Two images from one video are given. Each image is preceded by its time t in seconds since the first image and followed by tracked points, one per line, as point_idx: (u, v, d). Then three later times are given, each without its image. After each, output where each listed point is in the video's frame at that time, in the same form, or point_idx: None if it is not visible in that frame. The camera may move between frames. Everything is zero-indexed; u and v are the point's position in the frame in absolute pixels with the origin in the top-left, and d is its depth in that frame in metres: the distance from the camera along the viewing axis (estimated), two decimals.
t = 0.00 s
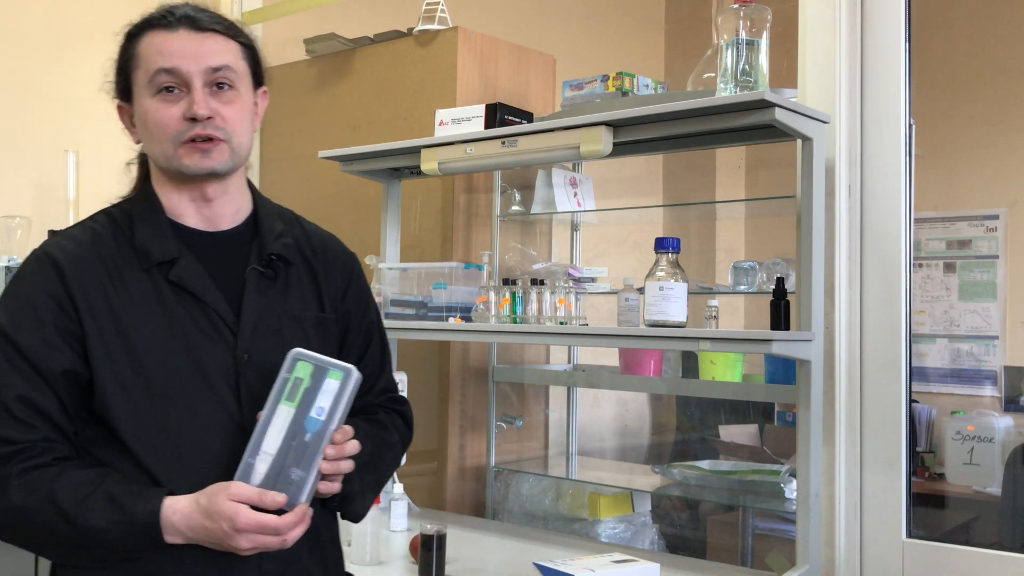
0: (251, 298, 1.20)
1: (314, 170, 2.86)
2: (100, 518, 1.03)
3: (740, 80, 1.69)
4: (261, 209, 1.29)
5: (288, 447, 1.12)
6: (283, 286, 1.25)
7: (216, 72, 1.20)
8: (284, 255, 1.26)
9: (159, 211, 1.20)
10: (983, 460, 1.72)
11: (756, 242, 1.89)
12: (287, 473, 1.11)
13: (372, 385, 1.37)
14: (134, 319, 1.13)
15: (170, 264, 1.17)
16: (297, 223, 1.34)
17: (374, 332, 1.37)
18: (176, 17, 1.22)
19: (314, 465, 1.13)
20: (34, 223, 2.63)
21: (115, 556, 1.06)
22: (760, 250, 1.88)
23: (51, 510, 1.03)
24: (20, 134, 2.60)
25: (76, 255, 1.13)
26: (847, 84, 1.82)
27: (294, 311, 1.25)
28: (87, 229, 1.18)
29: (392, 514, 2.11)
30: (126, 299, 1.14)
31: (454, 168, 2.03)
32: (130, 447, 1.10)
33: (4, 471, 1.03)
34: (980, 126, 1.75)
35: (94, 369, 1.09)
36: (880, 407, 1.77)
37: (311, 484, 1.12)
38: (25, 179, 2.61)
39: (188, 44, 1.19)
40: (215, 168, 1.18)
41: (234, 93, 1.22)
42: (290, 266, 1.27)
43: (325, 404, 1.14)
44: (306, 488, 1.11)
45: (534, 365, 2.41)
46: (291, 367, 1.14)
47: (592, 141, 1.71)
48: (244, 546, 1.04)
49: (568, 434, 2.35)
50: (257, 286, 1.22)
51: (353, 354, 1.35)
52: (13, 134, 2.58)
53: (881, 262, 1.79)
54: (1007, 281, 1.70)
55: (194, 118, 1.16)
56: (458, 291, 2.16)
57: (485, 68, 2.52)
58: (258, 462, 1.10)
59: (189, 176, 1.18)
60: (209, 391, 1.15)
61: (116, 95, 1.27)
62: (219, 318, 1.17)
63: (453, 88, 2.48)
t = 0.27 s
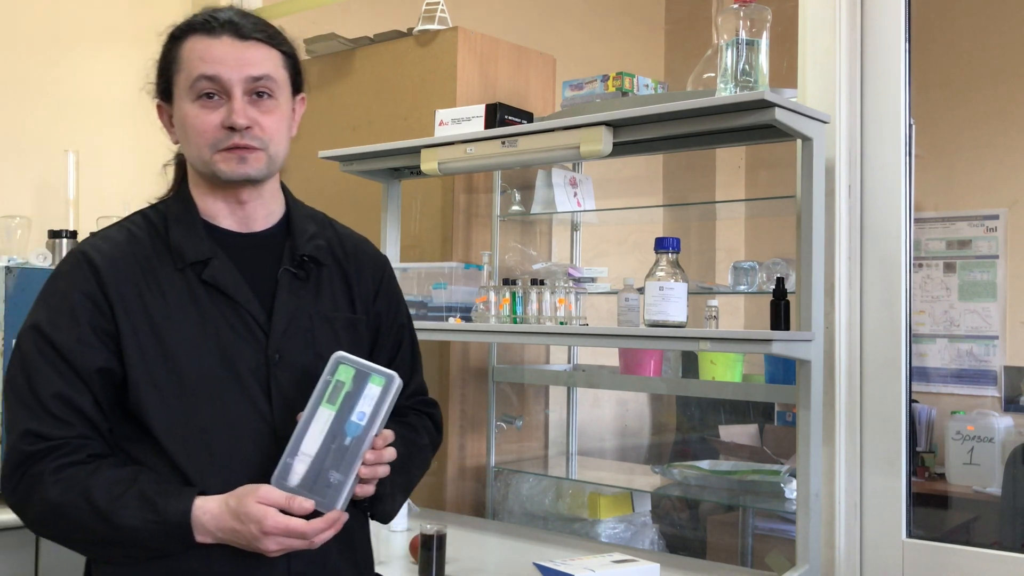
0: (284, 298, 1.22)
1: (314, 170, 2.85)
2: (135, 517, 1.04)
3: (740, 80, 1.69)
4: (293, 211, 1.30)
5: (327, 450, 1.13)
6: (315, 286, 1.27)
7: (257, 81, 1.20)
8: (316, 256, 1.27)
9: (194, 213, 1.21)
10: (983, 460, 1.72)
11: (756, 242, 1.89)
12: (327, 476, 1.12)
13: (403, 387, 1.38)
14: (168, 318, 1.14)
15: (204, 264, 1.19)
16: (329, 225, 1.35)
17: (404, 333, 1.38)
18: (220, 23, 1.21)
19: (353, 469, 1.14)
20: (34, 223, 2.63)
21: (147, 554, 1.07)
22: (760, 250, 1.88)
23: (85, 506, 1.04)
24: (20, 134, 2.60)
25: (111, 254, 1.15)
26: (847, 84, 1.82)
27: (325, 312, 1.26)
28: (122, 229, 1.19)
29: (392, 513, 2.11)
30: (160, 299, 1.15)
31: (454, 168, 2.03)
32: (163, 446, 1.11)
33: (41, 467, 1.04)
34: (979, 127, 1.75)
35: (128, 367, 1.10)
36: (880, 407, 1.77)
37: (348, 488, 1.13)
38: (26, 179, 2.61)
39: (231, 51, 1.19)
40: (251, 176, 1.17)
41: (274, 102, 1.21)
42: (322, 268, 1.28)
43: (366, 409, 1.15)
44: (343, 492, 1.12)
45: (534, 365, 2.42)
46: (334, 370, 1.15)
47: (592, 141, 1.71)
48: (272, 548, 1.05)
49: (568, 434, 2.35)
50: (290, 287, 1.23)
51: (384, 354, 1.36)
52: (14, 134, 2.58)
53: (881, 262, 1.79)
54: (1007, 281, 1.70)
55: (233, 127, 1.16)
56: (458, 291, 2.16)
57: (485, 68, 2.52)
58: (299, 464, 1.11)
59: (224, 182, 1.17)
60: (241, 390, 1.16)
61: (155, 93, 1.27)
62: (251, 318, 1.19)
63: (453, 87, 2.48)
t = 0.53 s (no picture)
0: (298, 300, 1.23)
1: (314, 170, 2.85)
2: (153, 515, 1.04)
3: (740, 80, 1.69)
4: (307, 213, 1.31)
5: (347, 444, 1.14)
6: (329, 288, 1.28)
7: (284, 92, 1.20)
8: (330, 259, 1.28)
9: (210, 214, 1.22)
10: (983, 460, 1.72)
11: (756, 242, 1.89)
12: (348, 472, 1.13)
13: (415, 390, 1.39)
14: (185, 318, 1.15)
15: (220, 265, 1.20)
16: (342, 228, 1.37)
17: (415, 336, 1.40)
18: (250, 32, 1.20)
19: (372, 464, 1.14)
20: (34, 223, 2.63)
21: (163, 552, 1.07)
22: (759, 250, 1.88)
23: (103, 505, 1.04)
24: (20, 134, 2.60)
25: (128, 254, 1.15)
26: (847, 84, 1.82)
27: (340, 314, 1.27)
28: (140, 231, 1.20)
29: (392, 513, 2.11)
30: (177, 299, 1.16)
31: (454, 168, 2.03)
32: (180, 444, 1.11)
33: (59, 465, 1.04)
34: (978, 127, 1.75)
35: (145, 367, 1.11)
36: (880, 407, 1.77)
37: (368, 483, 1.14)
38: (26, 179, 2.61)
39: (259, 61, 1.19)
40: (271, 188, 1.18)
41: (298, 114, 1.21)
42: (336, 270, 1.30)
43: (385, 405, 1.16)
44: (363, 488, 1.13)
45: (534, 365, 2.41)
46: (354, 366, 1.16)
47: (592, 141, 1.71)
48: (293, 544, 1.05)
49: (568, 434, 2.35)
50: (304, 289, 1.25)
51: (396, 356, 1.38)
52: (13, 134, 2.58)
53: (881, 262, 1.79)
54: (1007, 281, 1.70)
55: (256, 138, 1.16)
56: (458, 291, 2.17)
57: (485, 68, 2.52)
58: (319, 459, 1.12)
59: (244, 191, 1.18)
60: (257, 391, 1.17)
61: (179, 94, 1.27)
62: (267, 319, 1.20)
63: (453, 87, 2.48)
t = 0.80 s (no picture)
0: (296, 302, 1.23)
1: (314, 170, 2.85)
2: (153, 514, 1.04)
3: (740, 80, 1.69)
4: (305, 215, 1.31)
5: (366, 443, 1.15)
6: (326, 290, 1.29)
7: (295, 106, 1.19)
8: (327, 260, 1.28)
9: (207, 215, 1.22)
10: (983, 461, 1.72)
11: (756, 243, 1.89)
12: (366, 470, 1.14)
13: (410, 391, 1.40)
14: (183, 317, 1.15)
15: (218, 265, 1.20)
16: (340, 231, 1.37)
17: (408, 339, 1.41)
18: (265, 42, 1.19)
19: (391, 464, 1.15)
20: (34, 223, 2.63)
21: (162, 551, 1.07)
22: (759, 251, 1.89)
23: (103, 503, 1.04)
24: (20, 134, 2.60)
25: (126, 253, 1.15)
26: (847, 84, 1.82)
27: (337, 315, 1.28)
28: (138, 230, 1.20)
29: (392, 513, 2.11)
30: (175, 299, 1.16)
31: (454, 168, 2.03)
32: (179, 443, 1.12)
33: (58, 464, 1.04)
34: (978, 127, 1.75)
35: (143, 365, 1.11)
36: (880, 407, 1.77)
37: (384, 484, 1.14)
38: (26, 179, 2.61)
39: (273, 73, 1.18)
40: (276, 201, 1.18)
41: (306, 126, 1.21)
42: (333, 272, 1.30)
43: (407, 407, 1.18)
44: (379, 487, 1.14)
45: (534, 365, 2.41)
46: (377, 365, 1.19)
47: (592, 141, 1.71)
48: (298, 539, 1.06)
49: (568, 434, 2.35)
50: (301, 290, 1.25)
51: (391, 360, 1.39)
52: (13, 134, 2.58)
53: (881, 262, 1.79)
54: (1007, 281, 1.70)
55: (266, 151, 1.16)
56: (458, 291, 2.16)
57: (485, 68, 2.53)
58: (338, 455, 1.14)
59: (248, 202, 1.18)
60: (255, 390, 1.17)
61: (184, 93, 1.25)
62: (265, 319, 1.21)
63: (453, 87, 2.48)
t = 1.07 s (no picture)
0: (283, 301, 1.26)
1: (314, 170, 2.85)
2: (143, 514, 1.06)
3: (740, 80, 1.69)
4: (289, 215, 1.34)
5: (402, 411, 1.30)
6: (311, 289, 1.31)
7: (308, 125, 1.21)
8: (313, 260, 1.31)
9: (193, 216, 1.23)
10: (983, 461, 1.72)
11: (756, 243, 1.89)
12: (389, 432, 1.27)
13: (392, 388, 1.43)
14: (169, 318, 1.17)
15: (204, 266, 1.21)
16: (324, 231, 1.40)
17: (393, 339, 1.44)
18: (285, 61, 1.19)
19: (411, 436, 1.28)
20: (34, 223, 2.63)
21: (152, 552, 1.09)
22: (759, 251, 1.89)
23: (91, 505, 1.06)
24: (20, 134, 2.60)
25: (111, 255, 1.17)
26: (847, 84, 1.82)
27: (323, 314, 1.30)
28: (121, 233, 1.21)
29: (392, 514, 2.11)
30: (161, 300, 1.17)
31: (454, 168, 2.03)
32: (166, 444, 1.13)
33: (45, 467, 1.06)
34: (979, 127, 1.75)
35: (130, 367, 1.12)
36: (880, 406, 1.77)
37: (399, 451, 1.27)
38: (25, 178, 2.61)
39: (292, 94, 1.18)
40: (280, 215, 1.22)
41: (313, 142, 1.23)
42: (318, 271, 1.33)
43: (449, 395, 1.34)
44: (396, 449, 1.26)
45: (534, 365, 2.41)
46: (445, 354, 1.39)
47: (592, 141, 1.71)
48: (293, 534, 1.09)
49: (568, 434, 2.34)
50: (288, 289, 1.28)
51: (375, 359, 1.42)
52: (13, 134, 2.58)
53: (881, 262, 1.79)
54: (1007, 281, 1.70)
55: (280, 169, 1.18)
56: (458, 291, 2.17)
57: (485, 68, 2.53)
58: (375, 410, 1.28)
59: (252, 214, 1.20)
60: (242, 390, 1.19)
61: (181, 93, 1.22)
62: (252, 319, 1.22)
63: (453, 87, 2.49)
